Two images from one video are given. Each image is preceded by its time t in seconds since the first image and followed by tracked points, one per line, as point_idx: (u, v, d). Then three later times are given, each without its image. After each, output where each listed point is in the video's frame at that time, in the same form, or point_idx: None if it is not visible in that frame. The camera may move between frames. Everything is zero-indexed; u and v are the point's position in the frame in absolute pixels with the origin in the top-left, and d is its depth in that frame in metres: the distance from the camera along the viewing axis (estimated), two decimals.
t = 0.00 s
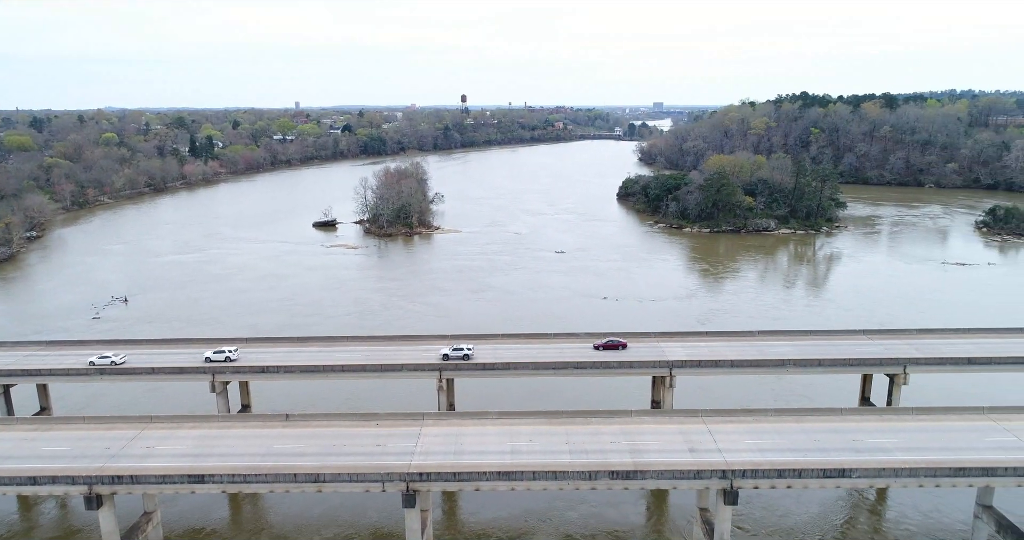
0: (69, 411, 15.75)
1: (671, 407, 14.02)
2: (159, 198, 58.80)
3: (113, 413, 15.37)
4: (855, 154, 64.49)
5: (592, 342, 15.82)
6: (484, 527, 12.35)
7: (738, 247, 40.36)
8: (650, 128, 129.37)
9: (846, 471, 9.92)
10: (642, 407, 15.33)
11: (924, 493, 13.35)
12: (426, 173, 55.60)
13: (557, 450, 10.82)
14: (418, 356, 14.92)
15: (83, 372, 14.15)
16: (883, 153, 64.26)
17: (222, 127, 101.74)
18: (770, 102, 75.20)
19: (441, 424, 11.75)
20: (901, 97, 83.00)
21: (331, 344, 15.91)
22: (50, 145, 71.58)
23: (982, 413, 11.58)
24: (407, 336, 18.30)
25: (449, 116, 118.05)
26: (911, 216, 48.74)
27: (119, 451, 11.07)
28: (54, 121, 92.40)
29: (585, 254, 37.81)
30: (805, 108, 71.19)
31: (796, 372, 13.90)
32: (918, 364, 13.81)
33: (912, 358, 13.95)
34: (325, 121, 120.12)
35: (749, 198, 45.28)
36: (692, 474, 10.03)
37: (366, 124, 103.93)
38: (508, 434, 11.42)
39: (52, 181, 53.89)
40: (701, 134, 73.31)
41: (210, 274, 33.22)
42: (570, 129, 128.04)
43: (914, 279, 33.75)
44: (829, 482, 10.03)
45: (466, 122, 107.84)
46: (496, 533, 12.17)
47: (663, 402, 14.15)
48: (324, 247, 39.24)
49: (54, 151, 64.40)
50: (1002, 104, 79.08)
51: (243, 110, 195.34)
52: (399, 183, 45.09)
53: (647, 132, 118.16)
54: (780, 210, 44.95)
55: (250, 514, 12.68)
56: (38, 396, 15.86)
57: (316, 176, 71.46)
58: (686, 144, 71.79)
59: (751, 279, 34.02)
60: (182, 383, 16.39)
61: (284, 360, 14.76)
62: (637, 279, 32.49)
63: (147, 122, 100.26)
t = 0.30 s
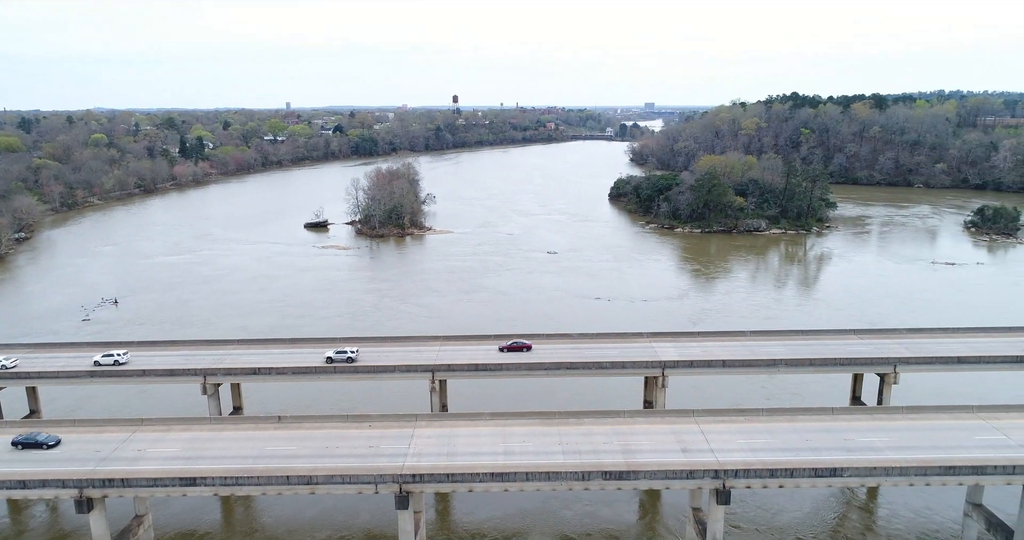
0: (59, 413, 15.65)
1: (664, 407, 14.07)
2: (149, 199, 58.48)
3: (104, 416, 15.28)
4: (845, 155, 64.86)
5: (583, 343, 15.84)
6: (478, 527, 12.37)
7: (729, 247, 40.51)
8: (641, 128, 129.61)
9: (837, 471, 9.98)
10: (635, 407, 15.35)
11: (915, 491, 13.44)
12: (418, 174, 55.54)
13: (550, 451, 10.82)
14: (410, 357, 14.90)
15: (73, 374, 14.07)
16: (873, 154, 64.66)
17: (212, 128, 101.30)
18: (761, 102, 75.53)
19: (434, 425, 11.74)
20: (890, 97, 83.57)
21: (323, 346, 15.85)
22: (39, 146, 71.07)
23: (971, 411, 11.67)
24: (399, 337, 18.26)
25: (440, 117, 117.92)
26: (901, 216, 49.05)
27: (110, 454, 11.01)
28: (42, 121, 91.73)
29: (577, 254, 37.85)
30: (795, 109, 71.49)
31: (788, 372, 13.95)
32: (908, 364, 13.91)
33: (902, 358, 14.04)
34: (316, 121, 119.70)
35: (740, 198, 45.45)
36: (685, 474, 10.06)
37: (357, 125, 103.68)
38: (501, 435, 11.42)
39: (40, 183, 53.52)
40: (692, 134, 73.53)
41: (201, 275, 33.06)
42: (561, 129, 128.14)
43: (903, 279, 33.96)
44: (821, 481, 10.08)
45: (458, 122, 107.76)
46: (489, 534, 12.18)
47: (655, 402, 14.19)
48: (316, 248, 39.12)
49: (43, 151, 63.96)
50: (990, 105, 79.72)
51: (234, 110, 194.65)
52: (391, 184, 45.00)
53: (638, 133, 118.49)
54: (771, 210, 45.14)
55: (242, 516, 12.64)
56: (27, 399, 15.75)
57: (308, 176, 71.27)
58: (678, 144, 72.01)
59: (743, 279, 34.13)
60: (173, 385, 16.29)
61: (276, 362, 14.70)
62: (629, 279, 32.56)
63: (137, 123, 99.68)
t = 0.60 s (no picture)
0: (52, 415, 15.58)
1: (658, 408, 14.11)
2: (142, 199, 58.26)
3: (97, 418, 15.21)
4: (838, 155, 65.10)
5: (577, 343, 15.84)
6: (473, 527, 12.39)
7: (723, 247, 40.64)
8: (635, 129, 129.88)
9: (831, 470, 10.02)
10: (630, 408, 15.37)
11: (908, 490, 13.51)
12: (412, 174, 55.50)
13: (545, 451, 10.84)
14: (404, 358, 14.87)
15: (66, 376, 13.99)
16: (866, 154, 64.93)
17: (205, 128, 101.06)
18: (754, 103, 75.76)
19: (428, 426, 11.72)
20: (882, 98, 83.98)
21: (317, 347, 15.82)
22: (30, 147, 70.72)
23: (965, 411, 11.72)
24: (393, 337, 18.25)
25: (435, 117, 117.92)
26: (894, 216, 49.29)
27: (104, 457, 10.96)
28: (34, 122, 91.14)
29: (572, 255, 37.89)
30: (788, 109, 71.68)
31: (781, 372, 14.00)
32: (901, 363, 13.96)
33: (896, 357, 14.09)
34: (310, 122, 119.40)
35: (734, 198, 45.58)
36: (679, 474, 10.09)
37: (351, 125, 103.49)
38: (496, 435, 11.43)
39: (32, 184, 53.26)
40: (686, 134, 73.70)
41: (195, 276, 32.94)
42: (556, 130, 128.26)
43: (896, 279, 34.13)
44: (814, 481, 10.12)
45: (452, 123, 107.77)
46: (484, 533, 12.21)
47: (650, 402, 14.22)
48: (310, 249, 39.04)
49: (35, 152, 63.67)
50: (982, 105, 80.16)
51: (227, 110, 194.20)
52: (385, 185, 44.96)
53: (632, 133, 118.69)
54: (765, 210, 45.29)
55: (237, 517, 12.62)
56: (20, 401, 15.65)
57: (302, 177, 71.18)
58: (672, 145, 72.16)
59: (736, 280, 34.22)
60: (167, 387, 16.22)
61: (270, 363, 14.68)
62: (624, 279, 32.62)
63: (129, 124, 99.28)
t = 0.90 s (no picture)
0: (48, 417, 15.52)
1: (655, 408, 14.12)
2: (137, 200, 58.11)
3: (92, 420, 15.16)
4: (833, 155, 65.26)
5: (574, 344, 15.85)
6: (471, 527, 12.40)
7: (720, 247, 40.69)
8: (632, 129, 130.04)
9: (827, 471, 10.04)
10: (627, 408, 15.37)
11: (903, 489, 13.56)
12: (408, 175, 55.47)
13: (542, 452, 10.84)
14: (401, 359, 14.85)
15: (61, 377, 13.93)
16: (862, 155, 65.11)
17: (201, 129, 100.99)
18: (750, 104, 75.90)
19: (425, 427, 11.72)
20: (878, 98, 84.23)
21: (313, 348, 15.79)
22: (25, 148, 70.54)
23: (960, 411, 11.75)
24: (389, 338, 18.22)
25: (431, 117, 117.89)
26: (889, 216, 49.44)
27: (99, 458, 10.92)
28: (29, 123, 90.80)
29: (568, 255, 37.92)
30: (784, 110, 71.83)
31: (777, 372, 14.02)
32: (896, 363, 13.99)
33: (891, 357, 14.12)
34: (306, 122, 119.24)
35: (730, 198, 45.64)
36: (676, 475, 10.09)
37: (348, 126, 103.35)
38: (493, 436, 11.42)
39: (27, 185, 53.11)
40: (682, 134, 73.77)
41: (191, 277, 32.86)
42: (552, 130, 128.34)
43: (892, 279, 34.24)
44: (811, 481, 10.14)
45: (448, 124, 107.74)
46: (482, 534, 12.21)
47: (647, 402, 14.23)
48: (306, 249, 39.00)
49: (30, 153, 63.47)
50: (976, 106, 80.49)
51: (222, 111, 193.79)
52: (382, 185, 44.96)
53: (628, 133, 118.90)
54: (761, 210, 45.36)
55: (234, 518, 12.61)
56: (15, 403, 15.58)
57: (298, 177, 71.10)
58: (668, 145, 72.26)
59: (733, 280, 34.30)
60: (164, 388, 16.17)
61: (266, 364, 14.64)
62: (620, 280, 32.64)
63: (124, 124, 98.99)
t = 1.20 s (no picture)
0: (43, 418, 15.48)
1: (652, 408, 14.13)
2: (134, 201, 57.99)
3: (89, 421, 15.11)
4: (830, 156, 65.42)
5: (570, 344, 15.84)
6: (469, 527, 12.42)
7: (716, 248, 40.75)
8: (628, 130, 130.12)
9: (823, 471, 10.05)
10: (625, 408, 15.40)
11: (899, 488, 13.59)
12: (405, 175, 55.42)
13: (540, 453, 10.84)
14: (398, 360, 14.83)
15: (57, 378, 13.89)
16: (858, 155, 65.26)
17: (197, 129, 100.73)
18: (746, 105, 76.01)
19: (422, 428, 11.71)
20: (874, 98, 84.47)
21: (309, 348, 15.76)
22: (21, 149, 70.38)
23: (957, 411, 11.78)
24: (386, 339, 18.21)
25: (428, 118, 117.82)
26: (885, 217, 49.59)
27: (95, 460, 10.90)
28: (25, 123, 90.50)
29: (565, 255, 37.93)
30: (780, 110, 71.93)
31: (774, 372, 14.05)
32: (893, 364, 14.02)
33: (887, 357, 14.14)
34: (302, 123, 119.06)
35: (727, 199, 45.67)
36: (673, 475, 10.10)
37: (344, 126, 103.25)
38: (491, 437, 11.41)
39: (23, 185, 52.94)
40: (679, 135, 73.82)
41: (188, 278, 32.80)
42: (549, 131, 128.37)
43: (889, 279, 34.34)
44: (807, 481, 10.15)
45: (445, 124, 107.67)
46: (480, 534, 12.23)
47: (644, 403, 14.24)
48: (303, 250, 38.96)
49: (26, 153, 63.31)
50: (971, 107, 80.71)
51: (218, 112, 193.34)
52: (378, 186, 44.97)
53: (625, 134, 119.00)
54: (757, 210, 45.41)
55: (231, 520, 12.60)
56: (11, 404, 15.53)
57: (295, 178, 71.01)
58: (664, 146, 72.34)
59: (729, 280, 34.36)
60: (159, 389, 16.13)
61: (262, 365, 14.61)
62: (617, 280, 32.67)
63: (120, 125, 98.71)
